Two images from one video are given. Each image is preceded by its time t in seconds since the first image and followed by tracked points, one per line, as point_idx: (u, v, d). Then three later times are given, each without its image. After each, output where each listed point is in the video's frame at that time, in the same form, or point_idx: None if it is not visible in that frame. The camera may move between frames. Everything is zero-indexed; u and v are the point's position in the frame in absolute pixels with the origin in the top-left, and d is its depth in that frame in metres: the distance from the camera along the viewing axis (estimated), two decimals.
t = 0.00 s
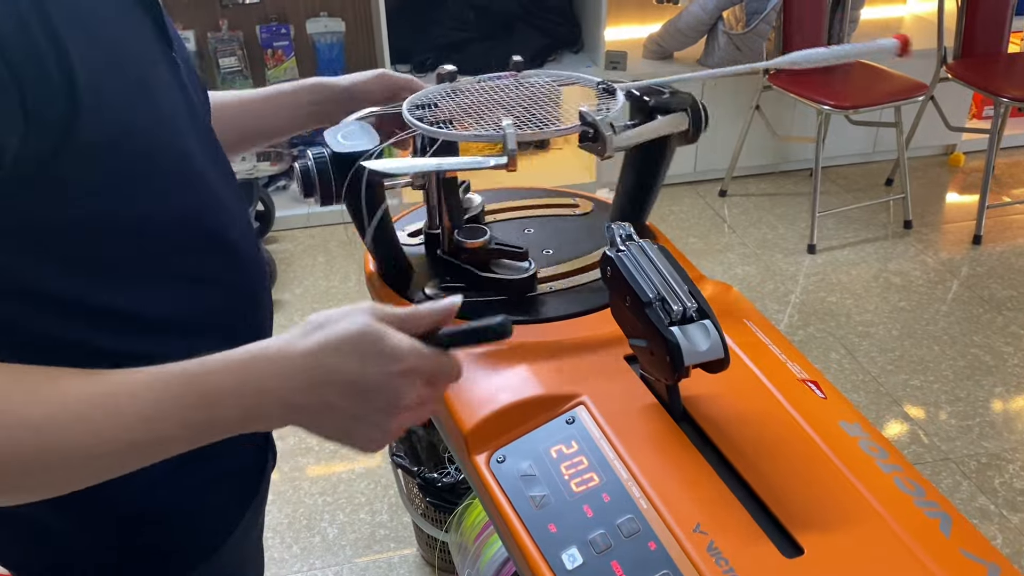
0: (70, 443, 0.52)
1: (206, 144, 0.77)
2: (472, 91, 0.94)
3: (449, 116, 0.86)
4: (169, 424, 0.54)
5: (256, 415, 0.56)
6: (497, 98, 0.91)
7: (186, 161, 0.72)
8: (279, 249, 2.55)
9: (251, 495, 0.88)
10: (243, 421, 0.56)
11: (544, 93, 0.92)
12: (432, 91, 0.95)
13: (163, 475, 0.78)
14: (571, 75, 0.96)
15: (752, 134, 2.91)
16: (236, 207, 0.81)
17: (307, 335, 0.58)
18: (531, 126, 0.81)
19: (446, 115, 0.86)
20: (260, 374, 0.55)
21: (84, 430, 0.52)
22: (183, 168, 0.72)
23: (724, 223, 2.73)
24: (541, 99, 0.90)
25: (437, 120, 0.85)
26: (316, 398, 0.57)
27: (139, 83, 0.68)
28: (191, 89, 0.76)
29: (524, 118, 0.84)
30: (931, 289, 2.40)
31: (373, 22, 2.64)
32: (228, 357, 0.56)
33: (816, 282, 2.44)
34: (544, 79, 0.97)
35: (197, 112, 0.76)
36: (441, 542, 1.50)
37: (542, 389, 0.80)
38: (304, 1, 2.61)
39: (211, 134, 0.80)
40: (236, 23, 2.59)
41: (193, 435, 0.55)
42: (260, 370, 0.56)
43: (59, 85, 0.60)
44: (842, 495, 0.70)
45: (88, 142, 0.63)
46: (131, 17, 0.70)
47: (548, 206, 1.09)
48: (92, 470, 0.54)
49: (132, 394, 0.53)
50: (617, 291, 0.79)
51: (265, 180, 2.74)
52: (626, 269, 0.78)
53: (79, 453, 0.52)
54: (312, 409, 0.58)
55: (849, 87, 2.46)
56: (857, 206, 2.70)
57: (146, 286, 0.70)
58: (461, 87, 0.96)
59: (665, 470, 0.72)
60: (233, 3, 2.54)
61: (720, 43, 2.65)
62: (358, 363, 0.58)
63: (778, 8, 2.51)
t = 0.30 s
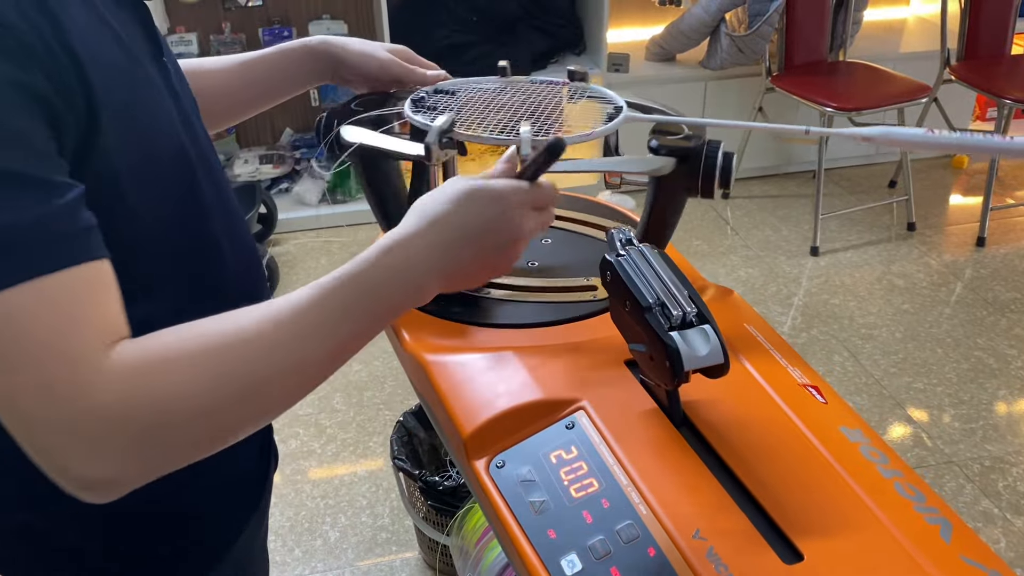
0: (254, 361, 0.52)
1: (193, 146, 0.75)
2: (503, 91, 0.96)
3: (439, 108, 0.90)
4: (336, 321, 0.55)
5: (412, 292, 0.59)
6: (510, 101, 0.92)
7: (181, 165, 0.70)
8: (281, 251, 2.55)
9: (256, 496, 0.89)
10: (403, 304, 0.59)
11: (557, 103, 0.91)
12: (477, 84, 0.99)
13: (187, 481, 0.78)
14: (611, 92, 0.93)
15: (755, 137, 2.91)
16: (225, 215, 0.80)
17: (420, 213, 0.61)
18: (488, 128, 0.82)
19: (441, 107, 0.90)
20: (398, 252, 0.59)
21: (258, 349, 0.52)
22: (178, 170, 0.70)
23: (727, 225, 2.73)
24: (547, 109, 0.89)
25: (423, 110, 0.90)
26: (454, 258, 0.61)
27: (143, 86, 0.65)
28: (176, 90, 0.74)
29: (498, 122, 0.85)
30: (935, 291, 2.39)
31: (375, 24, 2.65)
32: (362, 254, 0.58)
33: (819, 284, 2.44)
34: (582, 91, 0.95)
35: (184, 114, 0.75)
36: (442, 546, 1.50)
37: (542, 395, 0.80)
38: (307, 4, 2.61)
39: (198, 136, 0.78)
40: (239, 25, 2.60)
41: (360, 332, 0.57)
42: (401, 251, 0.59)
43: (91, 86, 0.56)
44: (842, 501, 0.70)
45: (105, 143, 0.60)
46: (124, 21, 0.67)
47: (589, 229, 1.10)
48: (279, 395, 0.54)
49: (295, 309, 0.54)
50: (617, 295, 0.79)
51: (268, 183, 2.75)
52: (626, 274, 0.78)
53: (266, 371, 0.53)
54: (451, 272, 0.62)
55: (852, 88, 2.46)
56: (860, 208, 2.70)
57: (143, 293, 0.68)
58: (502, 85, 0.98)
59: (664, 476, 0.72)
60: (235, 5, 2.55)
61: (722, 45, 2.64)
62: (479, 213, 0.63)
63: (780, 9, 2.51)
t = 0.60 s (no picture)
0: (397, 292, 0.62)
1: (187, 154, 0.75)
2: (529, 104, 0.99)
3: (449, 112, 0.98)
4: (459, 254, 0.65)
5: (517, 227, 0.69)
6: (517, 113, 0.96)
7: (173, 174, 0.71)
8: (281, 254, 2.55)
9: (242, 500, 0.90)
10: (511, 239, 0.68)
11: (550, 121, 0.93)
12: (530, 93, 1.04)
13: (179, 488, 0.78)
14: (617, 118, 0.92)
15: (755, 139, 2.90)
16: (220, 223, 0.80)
17: (511, 162, 0.70)
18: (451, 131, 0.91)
19: (456, 110, 0.99)
20: (500, 195, 0.68)
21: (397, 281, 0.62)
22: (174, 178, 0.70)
23: (727, 228, 2.73)
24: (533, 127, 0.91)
25: (438, 108, 1.00)
26: (546, 199, 0.71)
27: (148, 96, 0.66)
28: (172, 97, 0.74)
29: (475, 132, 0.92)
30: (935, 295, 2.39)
31: (374, 27, 2.64)
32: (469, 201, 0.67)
33: (819, 287, 2.43)
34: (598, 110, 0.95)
35: (180, 122, 0.75)
36: (439, 551, 1.49)
37: (536, 403, 0.79)
38: (306, 7, 2.61)
39: (194, 144, 0.79)
40: (238, 28, 2.60)
41: (482, 264, 0.66)
42: (504, 196, 0.68)
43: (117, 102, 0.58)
44: (837, 512, 0.70)
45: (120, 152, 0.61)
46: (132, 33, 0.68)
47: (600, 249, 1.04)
48: (423, 319, 0.64)
49: (423, 251, 0.64)
50: (611, 304, 0.79)
51: (268, 186, 2.75)
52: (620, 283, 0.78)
53: (410, 298, 0.62)
54: (544, 211, 0.71)
55: (852, 91, 2.45)
56: (861, 211, 2.69)
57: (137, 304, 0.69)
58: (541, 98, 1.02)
59: (658, 487, 0.71)
60: (235, 8, 2.55)
61: (722, 47, 2.64)
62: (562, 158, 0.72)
63: (780, 12, 2.50)
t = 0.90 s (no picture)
0: (376, 298, 0.61)
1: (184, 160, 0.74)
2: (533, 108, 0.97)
3: (452, 109, 0.98)
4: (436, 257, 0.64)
5: (492, 230, 0.68)
6: (517, 117, 0.95)
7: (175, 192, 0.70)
8: (278, 257, 2.54)
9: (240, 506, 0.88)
10: (486, 241, 0.68)
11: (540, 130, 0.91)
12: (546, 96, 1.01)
13: (177, 491, 0.77)
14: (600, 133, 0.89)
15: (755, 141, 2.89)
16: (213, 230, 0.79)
17: (484, 163, 0.69)
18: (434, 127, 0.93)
19: (461, 108, 0.98)
20: (474, 198, 0.67)
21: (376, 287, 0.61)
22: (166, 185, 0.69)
23: (726, 230, 2.72)
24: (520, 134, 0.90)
25: (444, 105, 0.99)
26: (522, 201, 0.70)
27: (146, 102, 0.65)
28: (170, 102, 0.74)
29: (464, 131, 0.92)
30: (935, 297, 2.38)
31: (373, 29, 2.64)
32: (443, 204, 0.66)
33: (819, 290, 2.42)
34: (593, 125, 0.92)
35: (178, 129, 0.74)
36: (436, 556, 1.48)
37: (528, 411, 0.79)
38: (305, 9, 2.61)
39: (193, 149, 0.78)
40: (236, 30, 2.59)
41: (459, 266, 0.66)
42: (480, 201, 0.67)
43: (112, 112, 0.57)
44: (832, 522, 0.69)
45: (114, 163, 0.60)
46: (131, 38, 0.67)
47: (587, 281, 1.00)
48: (404, 324, 0.63)
49: (400, 259, 0.63)
50: (605, 311, 0.78)
51: (266, 189, 2.75)
52: (613, 290, 0.77)
53: (391, 304, 0.62)
54: (519, 213, 0.71)
55: (852, 93, 2.45)
56: (861, 213, 2.68)
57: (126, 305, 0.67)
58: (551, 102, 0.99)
59: (653, 499, 0.70)
60: (233, 10, 2.54)
61: (721, 49, 2.63)
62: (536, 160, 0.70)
63: (780, 14, 2.50)
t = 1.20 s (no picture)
0: (396, 249, 0.61)
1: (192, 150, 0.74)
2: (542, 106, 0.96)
3: (463, 104, 0.98)
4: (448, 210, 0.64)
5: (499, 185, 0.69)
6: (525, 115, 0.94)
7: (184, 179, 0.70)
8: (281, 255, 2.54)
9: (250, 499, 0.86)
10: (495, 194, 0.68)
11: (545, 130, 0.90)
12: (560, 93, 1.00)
13: (173, 494, 0.74)
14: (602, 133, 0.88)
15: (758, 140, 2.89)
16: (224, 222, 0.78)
17: (481, 125, 0.70)
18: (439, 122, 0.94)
19: (472, 104, 0.97)
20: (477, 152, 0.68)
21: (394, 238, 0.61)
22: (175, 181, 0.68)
23: (729, 229, 2.72)
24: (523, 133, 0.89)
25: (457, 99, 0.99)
26: (523, 156, 0.71)
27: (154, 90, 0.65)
28: (176, 91, 0.73)
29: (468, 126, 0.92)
30: (939, 296, 2.38)
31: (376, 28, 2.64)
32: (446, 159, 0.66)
33: (822, 288, 2.42)
34: (597, 125, 0.91)
35: (184, 116, 0.74)
36: (440, 553, 1.48)
37: (535, 407, 0.79)
38: (308, 7, 2.61)
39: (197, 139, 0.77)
40: (239, 29, 2.60)
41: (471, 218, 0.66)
42: (479, 159, 0.68)
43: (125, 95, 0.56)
44: (843, 518, 0.69)
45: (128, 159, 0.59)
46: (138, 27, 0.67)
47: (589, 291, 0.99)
48: (425, 276, 0.63)
49: (409, 216, 0.63)
50: (614, 308, 0.78)
51: (269, 187, 2.75)
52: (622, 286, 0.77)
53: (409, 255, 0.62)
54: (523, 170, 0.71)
55: (855, 91, 2.45)
56: (864, 211, 2.68)
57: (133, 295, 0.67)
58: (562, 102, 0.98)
59: (662, 495, 0.70)
60: (236, 8, 2.54)
61: (725, 48, 2.62)
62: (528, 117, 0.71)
63: (783, 12, 2.50)
